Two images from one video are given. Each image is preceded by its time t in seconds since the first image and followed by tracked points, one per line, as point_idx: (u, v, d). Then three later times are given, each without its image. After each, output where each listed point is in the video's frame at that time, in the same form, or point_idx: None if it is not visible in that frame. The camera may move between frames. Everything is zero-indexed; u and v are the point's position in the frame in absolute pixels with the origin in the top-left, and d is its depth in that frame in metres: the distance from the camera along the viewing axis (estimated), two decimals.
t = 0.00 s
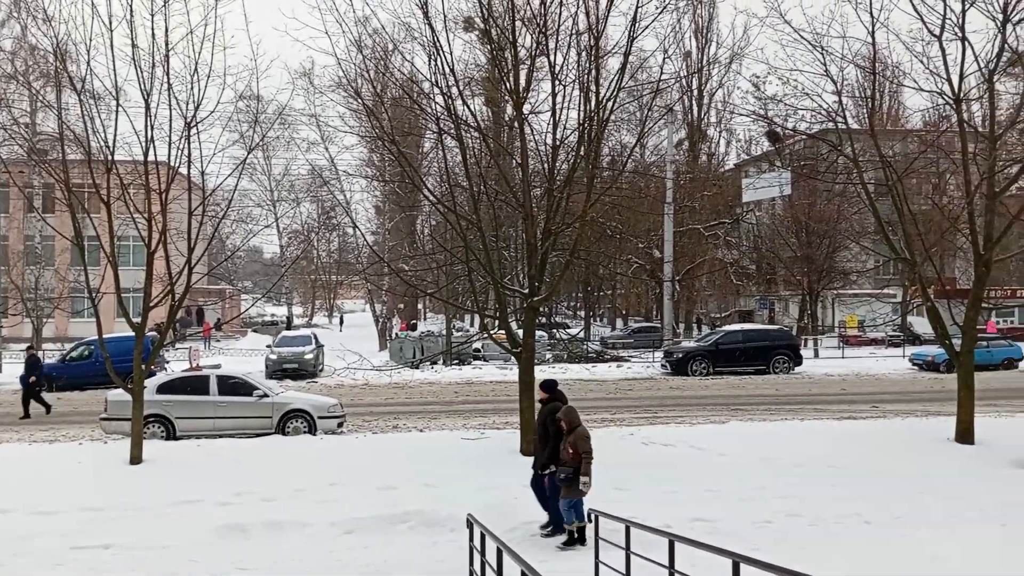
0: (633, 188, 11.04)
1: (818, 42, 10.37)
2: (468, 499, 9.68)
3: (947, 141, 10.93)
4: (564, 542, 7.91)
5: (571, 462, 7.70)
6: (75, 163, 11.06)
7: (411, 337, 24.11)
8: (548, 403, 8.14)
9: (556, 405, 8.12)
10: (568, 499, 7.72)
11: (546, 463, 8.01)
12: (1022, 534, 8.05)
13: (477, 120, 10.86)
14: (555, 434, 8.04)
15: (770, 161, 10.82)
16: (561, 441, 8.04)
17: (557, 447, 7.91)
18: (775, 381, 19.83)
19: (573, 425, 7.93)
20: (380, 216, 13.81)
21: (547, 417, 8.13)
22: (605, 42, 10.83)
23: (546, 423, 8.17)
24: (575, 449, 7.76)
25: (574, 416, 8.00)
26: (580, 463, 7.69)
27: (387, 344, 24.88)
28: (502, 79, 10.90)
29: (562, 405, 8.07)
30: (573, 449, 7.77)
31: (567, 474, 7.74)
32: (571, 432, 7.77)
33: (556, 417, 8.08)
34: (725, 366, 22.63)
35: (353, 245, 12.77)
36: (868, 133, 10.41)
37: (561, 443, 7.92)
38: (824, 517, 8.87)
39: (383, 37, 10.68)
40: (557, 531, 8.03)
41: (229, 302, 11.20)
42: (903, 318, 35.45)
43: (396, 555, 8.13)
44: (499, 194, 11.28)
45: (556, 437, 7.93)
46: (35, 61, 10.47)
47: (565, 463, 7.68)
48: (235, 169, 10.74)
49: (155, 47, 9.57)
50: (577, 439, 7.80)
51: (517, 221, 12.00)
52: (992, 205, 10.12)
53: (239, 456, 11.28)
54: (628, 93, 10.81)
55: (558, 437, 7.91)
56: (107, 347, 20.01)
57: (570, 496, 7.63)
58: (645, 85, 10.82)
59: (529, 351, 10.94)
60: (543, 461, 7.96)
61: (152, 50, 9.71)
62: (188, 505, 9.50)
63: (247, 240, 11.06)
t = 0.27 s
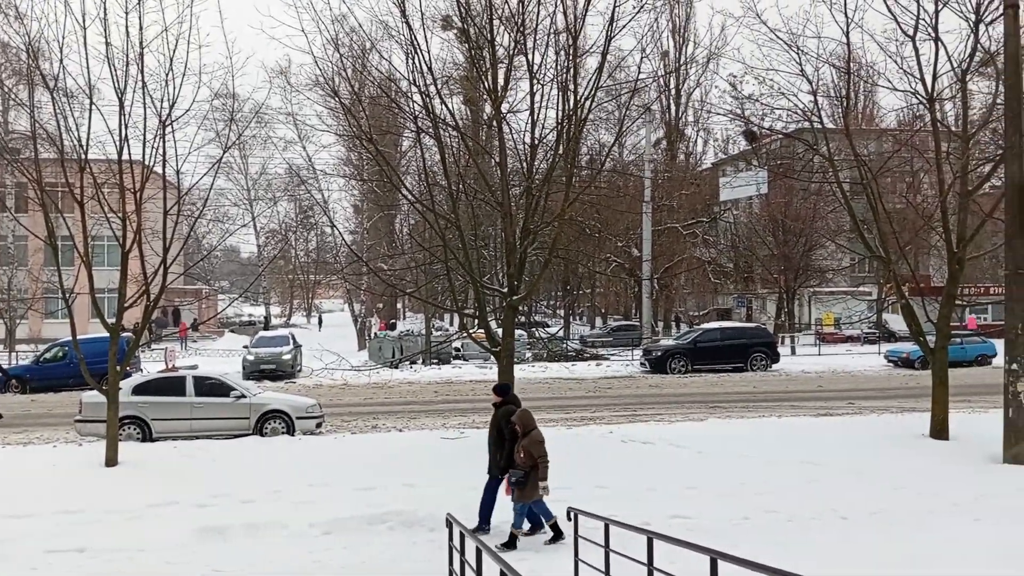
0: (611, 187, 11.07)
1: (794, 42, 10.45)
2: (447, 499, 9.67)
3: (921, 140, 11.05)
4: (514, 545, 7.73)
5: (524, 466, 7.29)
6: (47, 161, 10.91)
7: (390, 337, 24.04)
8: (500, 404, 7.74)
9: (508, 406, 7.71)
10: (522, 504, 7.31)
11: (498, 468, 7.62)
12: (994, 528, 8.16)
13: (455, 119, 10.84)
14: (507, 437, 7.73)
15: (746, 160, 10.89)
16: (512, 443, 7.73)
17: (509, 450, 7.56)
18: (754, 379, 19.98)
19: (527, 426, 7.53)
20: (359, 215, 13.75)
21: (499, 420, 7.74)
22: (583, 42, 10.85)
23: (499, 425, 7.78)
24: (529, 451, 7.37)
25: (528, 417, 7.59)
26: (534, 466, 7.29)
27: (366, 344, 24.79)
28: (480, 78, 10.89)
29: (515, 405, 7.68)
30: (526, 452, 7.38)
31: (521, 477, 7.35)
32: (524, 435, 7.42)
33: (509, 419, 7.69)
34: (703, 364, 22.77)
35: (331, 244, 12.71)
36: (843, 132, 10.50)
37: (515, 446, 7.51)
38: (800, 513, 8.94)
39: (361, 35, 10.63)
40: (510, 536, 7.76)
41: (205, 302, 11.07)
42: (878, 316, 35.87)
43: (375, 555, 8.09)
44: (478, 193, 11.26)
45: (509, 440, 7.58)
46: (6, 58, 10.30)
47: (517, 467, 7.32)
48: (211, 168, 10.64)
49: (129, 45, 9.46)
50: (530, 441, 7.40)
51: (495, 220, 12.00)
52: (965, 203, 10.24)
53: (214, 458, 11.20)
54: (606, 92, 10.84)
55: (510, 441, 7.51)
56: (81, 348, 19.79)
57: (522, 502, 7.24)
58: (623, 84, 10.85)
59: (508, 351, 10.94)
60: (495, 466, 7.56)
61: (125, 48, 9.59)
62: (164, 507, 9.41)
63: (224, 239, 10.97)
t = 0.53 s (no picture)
0: (592, 188, 11.10)
1: (772, 44, 10.52)
2: (428, 500, 9.65)
3: (897, 141, 11.15)
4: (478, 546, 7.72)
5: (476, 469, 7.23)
6: (22, 162, 10.77)
7: (371, 339, 23.97)
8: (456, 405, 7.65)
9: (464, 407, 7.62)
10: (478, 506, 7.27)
11: (455, 468, 7.58)
12: (970, 525, 8.26)
13: (436, 120, 10.82)
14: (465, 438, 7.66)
15: (725, 160, 10.94)
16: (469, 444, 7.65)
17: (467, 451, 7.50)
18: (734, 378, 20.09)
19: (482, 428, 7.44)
20: (339, 217, 13.70)
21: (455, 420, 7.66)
22: (564, 43, 10.86)
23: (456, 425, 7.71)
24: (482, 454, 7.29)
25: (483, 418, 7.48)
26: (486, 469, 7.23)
27: (347, 345, 24.69)
28: (461, 79, 10.88)
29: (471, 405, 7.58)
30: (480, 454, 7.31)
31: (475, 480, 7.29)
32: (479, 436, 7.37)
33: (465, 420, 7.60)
34: (684, 364, 22.87)
35: (312, 245, 12.66)
36: (821, 133, 10.57)
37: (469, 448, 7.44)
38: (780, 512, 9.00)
39: (340, 36, 10.58)
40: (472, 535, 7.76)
41: (184, 304, 10.98)
42: (857, 315, 36.21)
43: (356, 558, 8.07)
44: (459, 194, 11.25)
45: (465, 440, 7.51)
46: None
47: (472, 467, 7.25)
48: (189, 169, 10.55)
49: (105, 45, 9.36)
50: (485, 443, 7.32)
51: (477, 221, 12.00)
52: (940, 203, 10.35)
53: (193, 462, 11.13)
54: (587, 93, 10.86)
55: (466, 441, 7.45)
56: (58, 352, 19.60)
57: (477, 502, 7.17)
58: (604, 85, 10.87)
59: (490, 352, 10.94)
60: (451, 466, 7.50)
61: (102, 48, 9.49)
62: (143, 512, 9.33)
63: (203, 241, 10.89)
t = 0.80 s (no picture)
0: (572, 188, 11.12)
1: (751, 45, 10.58)
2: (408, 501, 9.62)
3: (874, 142, 11.26)
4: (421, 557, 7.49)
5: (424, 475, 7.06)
6: None
7: (351, 339, 23.87)
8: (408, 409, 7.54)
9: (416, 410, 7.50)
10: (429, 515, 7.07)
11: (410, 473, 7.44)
12: (945, 523, 8.35)
13: (416, 120, 10.79)
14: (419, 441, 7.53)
15: (705, 161, 11.00)
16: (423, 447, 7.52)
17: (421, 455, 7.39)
18: (714, 378, 20.24)
19: (435, 431, 7.30)
20: (318, 216, 13.63)
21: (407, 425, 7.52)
22: (544, 43, 10.86)
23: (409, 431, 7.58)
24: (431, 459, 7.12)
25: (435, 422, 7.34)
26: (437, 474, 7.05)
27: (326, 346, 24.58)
28: (441, 78, 10.84)
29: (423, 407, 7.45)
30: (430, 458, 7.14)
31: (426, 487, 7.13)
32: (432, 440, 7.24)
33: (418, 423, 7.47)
34: (664, 364, 22.97)
35: (291, 245, 12.58)
36: (799, 134, 10.64)
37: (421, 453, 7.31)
38: (758, 511, 9.06)
39: (319, 35, 10.51)
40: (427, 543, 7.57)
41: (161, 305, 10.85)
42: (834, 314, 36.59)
43: (335, 560, 8.02)
44: (439, 194, 11.23)
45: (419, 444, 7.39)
46: None
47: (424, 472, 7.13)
48: (166, 168, 10.43)
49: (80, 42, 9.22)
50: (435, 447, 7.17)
51: (457, 221, 11.98)
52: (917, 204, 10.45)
53: (170, 464, 11.02)
54: (567, 93, 10.86)
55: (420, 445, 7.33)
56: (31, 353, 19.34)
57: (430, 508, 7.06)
58: (584, 86, 10.89)
59: (470, 352, 10.92)
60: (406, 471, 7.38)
61: (76, 46, 9.36)
62: (119, 515, 9.22)
63: (180, 240, 10.78)
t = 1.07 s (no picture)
0: (556, 190, 11.13)
1: (732, 47, 10.63)
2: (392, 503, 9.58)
3: (855, 144, 11.34)
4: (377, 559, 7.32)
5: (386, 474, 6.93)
6: None
7: (334, 341, 23.78)
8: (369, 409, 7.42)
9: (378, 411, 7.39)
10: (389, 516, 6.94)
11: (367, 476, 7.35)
12: (927, 521, 8.41)
13: (400, 121, 10.76)
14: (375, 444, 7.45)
15: (688, 163, 11.05)
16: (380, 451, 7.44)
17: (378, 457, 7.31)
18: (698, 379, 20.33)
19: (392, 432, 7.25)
20: (301, 218, 13.56)
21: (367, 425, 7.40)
22: (527, 45, 10.86)
23: (367, 432, 7.46)
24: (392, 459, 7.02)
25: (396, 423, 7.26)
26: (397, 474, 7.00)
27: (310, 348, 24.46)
28: (425, 79, 10.82)
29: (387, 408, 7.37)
30: (391, 459, 7.04)
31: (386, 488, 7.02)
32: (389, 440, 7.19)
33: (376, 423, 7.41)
34: (649, 365, 23.05)
35: (274, 247, 12.52)
36: (781, 136, 10.70)
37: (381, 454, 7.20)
38: (742, 511, 9.09)
39: (301, 35, 10.46)
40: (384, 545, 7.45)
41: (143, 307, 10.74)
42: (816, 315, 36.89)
43: (318, 563, 7.97)
44: (423, 195, 11.20)
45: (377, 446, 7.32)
46: None
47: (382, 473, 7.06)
48: (146, 170, 10.34)
49: (59, 42, 9.13)
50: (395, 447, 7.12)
51: (441, 223, 11.96)
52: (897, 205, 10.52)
53: (151, 468, 10.94)
54: (551, 94, 10.87)
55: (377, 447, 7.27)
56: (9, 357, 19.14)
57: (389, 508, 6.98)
58: (568, 87, 10.90)
59: (455, 354, 10.90)
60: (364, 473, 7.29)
61: (55, 46, 9.26)
62: (99, 519, 9.12)
63: (162, 242, 10.68)
